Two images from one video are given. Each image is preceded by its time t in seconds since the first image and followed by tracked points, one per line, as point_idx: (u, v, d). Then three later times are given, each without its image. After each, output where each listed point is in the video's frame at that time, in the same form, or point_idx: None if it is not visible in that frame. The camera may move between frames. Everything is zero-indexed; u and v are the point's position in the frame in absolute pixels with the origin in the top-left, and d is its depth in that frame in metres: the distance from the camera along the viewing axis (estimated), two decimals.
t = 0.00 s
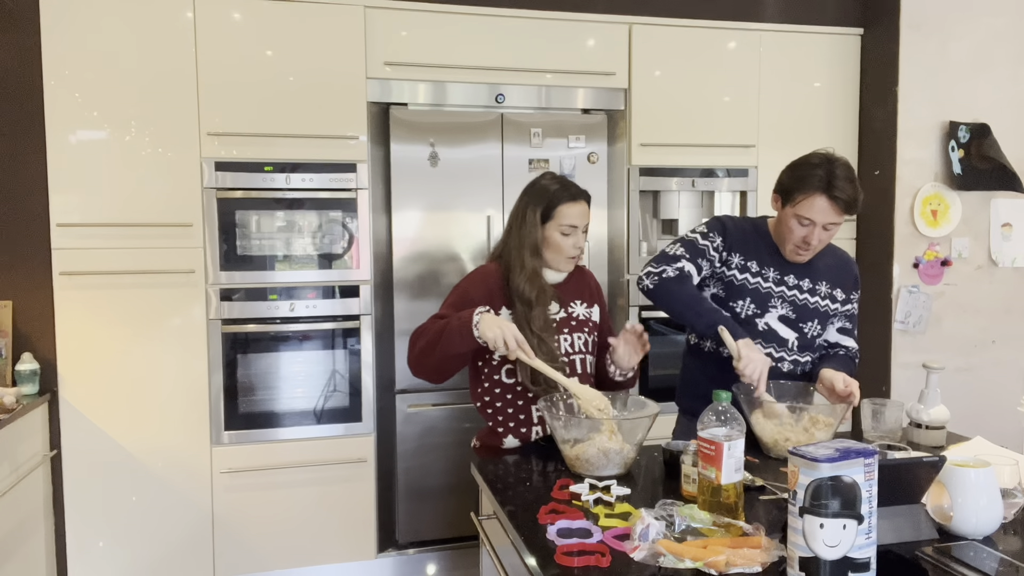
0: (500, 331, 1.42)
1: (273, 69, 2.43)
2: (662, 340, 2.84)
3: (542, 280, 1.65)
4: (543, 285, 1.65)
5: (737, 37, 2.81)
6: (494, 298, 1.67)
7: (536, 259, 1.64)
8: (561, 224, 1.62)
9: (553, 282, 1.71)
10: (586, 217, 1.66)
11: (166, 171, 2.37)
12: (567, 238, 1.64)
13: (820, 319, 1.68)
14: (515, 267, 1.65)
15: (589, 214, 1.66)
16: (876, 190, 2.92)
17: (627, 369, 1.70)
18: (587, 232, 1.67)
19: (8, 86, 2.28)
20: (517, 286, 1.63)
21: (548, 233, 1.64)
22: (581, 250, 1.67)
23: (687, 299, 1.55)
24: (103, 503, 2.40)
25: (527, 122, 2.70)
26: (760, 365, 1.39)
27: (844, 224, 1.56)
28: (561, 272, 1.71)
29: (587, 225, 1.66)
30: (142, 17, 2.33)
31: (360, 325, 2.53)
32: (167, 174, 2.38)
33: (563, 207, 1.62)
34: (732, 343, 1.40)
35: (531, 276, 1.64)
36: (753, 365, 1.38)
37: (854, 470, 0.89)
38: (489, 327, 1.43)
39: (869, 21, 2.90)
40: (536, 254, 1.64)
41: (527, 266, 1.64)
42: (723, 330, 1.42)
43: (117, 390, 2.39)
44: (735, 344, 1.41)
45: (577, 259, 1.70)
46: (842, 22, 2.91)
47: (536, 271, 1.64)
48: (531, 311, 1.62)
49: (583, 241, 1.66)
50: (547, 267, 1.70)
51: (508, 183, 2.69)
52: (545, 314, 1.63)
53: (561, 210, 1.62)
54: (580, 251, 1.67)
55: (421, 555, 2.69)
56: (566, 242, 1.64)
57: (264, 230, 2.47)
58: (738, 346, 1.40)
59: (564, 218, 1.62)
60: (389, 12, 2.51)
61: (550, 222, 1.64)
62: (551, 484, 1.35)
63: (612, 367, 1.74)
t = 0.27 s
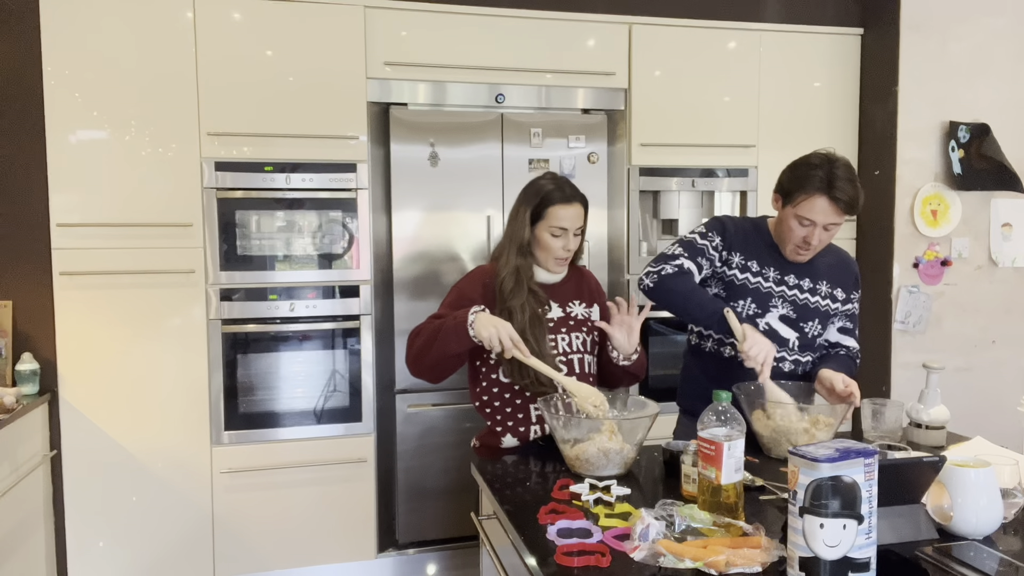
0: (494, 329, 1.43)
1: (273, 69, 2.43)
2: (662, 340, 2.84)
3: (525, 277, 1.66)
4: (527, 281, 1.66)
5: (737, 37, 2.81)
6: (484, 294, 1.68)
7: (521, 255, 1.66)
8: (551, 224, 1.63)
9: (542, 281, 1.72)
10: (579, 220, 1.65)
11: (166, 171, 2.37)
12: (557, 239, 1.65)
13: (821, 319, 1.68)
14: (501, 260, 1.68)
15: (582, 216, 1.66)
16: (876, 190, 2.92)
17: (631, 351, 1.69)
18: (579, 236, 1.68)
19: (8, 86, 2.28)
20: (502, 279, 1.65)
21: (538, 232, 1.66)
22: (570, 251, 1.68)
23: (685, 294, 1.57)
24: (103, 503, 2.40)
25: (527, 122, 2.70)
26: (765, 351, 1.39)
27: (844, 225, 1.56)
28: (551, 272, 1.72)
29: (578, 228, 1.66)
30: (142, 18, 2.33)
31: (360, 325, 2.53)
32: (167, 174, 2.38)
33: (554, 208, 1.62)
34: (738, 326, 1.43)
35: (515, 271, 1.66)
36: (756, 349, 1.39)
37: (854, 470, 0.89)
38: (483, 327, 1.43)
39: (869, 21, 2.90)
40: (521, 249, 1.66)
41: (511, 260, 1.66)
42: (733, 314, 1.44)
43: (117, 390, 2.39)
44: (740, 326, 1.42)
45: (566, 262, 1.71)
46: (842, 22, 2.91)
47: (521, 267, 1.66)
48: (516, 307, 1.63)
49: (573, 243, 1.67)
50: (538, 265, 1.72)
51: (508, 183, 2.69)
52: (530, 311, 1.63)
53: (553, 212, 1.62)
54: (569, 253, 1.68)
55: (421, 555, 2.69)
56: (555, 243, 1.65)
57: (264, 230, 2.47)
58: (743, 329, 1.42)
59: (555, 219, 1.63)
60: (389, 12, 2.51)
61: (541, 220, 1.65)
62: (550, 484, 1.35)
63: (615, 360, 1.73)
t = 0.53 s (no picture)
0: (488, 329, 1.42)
1: (273, 69, 2.43)
2: (662, 339, 2.84)
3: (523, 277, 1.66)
4: (525, 280, 1.66)
5: (737, 38, 2.81)
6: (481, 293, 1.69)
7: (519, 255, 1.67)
8: (548, 222, 1.63)
9: (541, 281, 1.72)
10: (576, 218, 1.65)
11: (166, 171, 2.37)
12: (552, 238, 1.65)
13: (823, 319, 1.68)
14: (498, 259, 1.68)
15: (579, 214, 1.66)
16: (876, 190, 2.92)
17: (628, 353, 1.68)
18: (576, 234, 1.68)
19: (8, 86, 2.28)
20: (500, 277, 1.66)
21: (535, 232, 1.66)
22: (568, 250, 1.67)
23: (689, 305, 1.56)
24: (103, 503, 2.40)
25: (527, 122, 2.70)
26: (759, 372, 1.38)
27: (847, 226, 1.56)
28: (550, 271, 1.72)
29: (575, 226, 1.65)
30: (142, 18, 2.33)
31: (360, 325, 2.53)
32: (167, 174, 2.38)
33: (550, 206, 1.62)
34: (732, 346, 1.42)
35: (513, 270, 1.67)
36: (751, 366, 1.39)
37: (854, 470, 0.89)
38: (478, 324, 1.42)
39: (870, 22, 2.90)
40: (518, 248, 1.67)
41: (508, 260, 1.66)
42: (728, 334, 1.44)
43: (118, 390, 2.39)
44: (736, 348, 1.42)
45: (565, 261, 1.70)
46: (842, 22, 2.91)
47: (519, 266, 1.66)
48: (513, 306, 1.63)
49: (571, 242, 1.66)
50: (536, 264, 1.72)
51: (508, 184, 2.69)
52: (529, 310, 1.63)
53: (549, 210, 1.62)
54: (566, 252, 1.67)
55: (421, 555, 2.69)
56: (551, 243, 1.65)
57: (264, 230, 2.47)
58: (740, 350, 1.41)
59: (550, 218, 1.62)
60: (389, 12, 2.51)
61: (536, 220, 1.65)
62: (550, 484, 1.35)
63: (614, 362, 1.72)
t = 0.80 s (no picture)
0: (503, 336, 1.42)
1: (273, 69, 2.43)
2: (662, 340, 2.84)
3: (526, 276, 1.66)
4: (528, 280, 1.66)
5: (737, 38, 2.81)
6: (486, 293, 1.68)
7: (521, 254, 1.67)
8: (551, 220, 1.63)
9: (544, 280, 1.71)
10: (579, 217, 1.66)
11: (166, 171, 2.37)
12: (555, 237, 1.65)
13: (824, 318, 1.68)
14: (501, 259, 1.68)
15: (581, 213, 1.67)
16: (876, 190, 2.92)
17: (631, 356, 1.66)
18: (579, 233, 1.68)
19: (8, 86, 2.28)
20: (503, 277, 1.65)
21: (538, 231, 1.67)
22: (571, 249, 1.68)
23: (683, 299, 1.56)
24: (103, 503, 2.40)
25: (527, 122, 2.70)
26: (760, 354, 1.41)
27: (849, 223, 1.56)
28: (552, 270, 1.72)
29: (578, 225, 1.66)
30: (142, 18, 2.33)
31: (360, 325, 2.53)
32: (167, 174, 2.38)
33: (554, 204, 1.63)
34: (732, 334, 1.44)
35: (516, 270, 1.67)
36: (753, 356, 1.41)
37: (854, 470, 0.89)
38: (494, 331, 1.42)
39: (870, 22, 2.90)
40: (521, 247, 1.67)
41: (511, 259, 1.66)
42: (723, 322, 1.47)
43: (118, 390, 2.39)
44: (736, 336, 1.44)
45: (568, 260, 1.71)
46: (842, 22, 2.91)
47: (522, 265, 1.66)
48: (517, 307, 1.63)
49: (574, 241, 1.67)
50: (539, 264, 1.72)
51: (508, 184, 2.69)
52: (533, 310, 1.63)
53: (552, 209, 1.63)
54: (569, 250, 1.68)
55: (422, 555, 2.69)
56: (554, 242, 1.66)
57: (264, 230, 2.47)
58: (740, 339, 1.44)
59: (554, 217, 1.63)
60: (389, 13, 2.51)
61: (539, 219, 1.66)
62: (550, 484, 1.35)
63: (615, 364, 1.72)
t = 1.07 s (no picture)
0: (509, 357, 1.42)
1: (272, 69, 2.43)
2: (662, 340, 2.84)
3: (528, 275, 1.65)
4: (531, 280, 1.65)
5: (737, 37, 2.81)
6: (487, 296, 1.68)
7: (524, 253, 1.67)
8: (552, 218, 1.63)
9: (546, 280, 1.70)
10: (580, 215, 1.65)
11: (166, 171, 2.37)
12: (556, 235, 1.65)
13: (825, 317, 1.68)
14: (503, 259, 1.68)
15: (583, 212, 1.66)
16: (876, 190, 2.92)
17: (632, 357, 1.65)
18: (581, 232, 1.67)
19: (8, 86, 2.28)
20: (506, 275, 1.65)
21: (539, 230, 1.67)
22: (573, 249, 1.67)
23: (700, 313, 1.55)
24: (103, 503, 2.40)
25: (527, 122, 2.70)
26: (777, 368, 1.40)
27: (847, 223, 1.56)
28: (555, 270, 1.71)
29: (580, 223, 1.65)
30: (142, 17, 2.33)
31: (360, 325, 2.53)
32: (167, 174, 2.38)
33: (555, 202, 1.62)
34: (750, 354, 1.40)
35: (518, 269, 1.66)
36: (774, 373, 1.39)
37: (854, 470, 0.90)
38: (500, 356, 1.42)
39: (869, 22, 2.90)
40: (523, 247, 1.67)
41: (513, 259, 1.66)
42: (742, 341, 1.42)
43: (118, 390, 2.39)
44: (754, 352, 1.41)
45: (570, 258, 1.69)
46: (842, 22, 2.91)
47: (525, 264, 1.66)
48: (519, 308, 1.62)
49: (576, 239, 1.66)
50: (541, 263, 1.71)
51: (508, 184, 2.69)
52: (535, 309, 1.62)
53: (553, 207, 1.63)
54: (571, 249, 1.67)
55: (422, 556, 2.69)
56: (555, 240, 1.65)
57: (264, 230, 2.47)
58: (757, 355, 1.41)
59: (555, 215, 1.63)
60: (388, 12, 2.51)
61: (541, 217, 1.66)
62: (551, 484, 1.35)
63: (616, 365, 1.72)
